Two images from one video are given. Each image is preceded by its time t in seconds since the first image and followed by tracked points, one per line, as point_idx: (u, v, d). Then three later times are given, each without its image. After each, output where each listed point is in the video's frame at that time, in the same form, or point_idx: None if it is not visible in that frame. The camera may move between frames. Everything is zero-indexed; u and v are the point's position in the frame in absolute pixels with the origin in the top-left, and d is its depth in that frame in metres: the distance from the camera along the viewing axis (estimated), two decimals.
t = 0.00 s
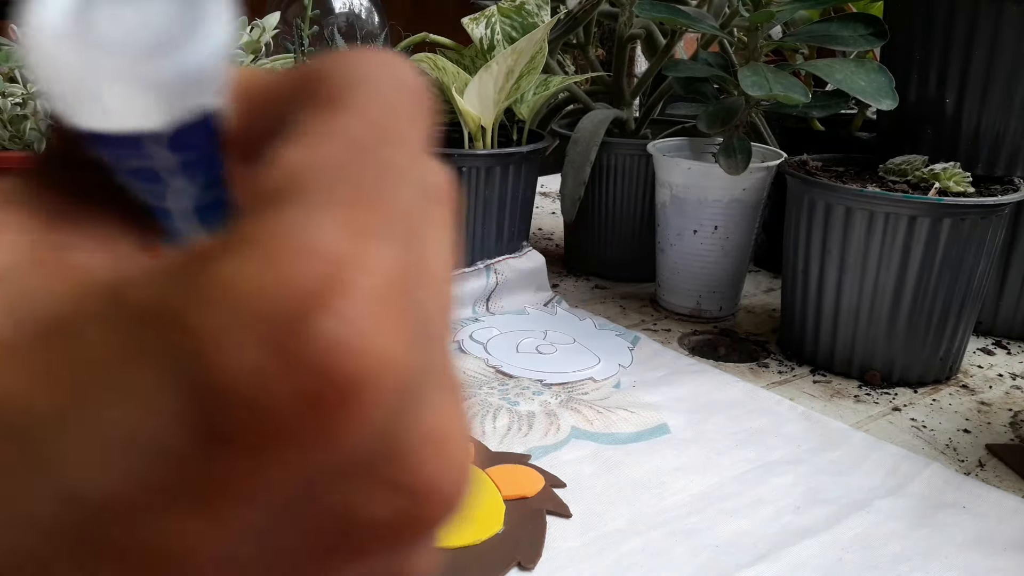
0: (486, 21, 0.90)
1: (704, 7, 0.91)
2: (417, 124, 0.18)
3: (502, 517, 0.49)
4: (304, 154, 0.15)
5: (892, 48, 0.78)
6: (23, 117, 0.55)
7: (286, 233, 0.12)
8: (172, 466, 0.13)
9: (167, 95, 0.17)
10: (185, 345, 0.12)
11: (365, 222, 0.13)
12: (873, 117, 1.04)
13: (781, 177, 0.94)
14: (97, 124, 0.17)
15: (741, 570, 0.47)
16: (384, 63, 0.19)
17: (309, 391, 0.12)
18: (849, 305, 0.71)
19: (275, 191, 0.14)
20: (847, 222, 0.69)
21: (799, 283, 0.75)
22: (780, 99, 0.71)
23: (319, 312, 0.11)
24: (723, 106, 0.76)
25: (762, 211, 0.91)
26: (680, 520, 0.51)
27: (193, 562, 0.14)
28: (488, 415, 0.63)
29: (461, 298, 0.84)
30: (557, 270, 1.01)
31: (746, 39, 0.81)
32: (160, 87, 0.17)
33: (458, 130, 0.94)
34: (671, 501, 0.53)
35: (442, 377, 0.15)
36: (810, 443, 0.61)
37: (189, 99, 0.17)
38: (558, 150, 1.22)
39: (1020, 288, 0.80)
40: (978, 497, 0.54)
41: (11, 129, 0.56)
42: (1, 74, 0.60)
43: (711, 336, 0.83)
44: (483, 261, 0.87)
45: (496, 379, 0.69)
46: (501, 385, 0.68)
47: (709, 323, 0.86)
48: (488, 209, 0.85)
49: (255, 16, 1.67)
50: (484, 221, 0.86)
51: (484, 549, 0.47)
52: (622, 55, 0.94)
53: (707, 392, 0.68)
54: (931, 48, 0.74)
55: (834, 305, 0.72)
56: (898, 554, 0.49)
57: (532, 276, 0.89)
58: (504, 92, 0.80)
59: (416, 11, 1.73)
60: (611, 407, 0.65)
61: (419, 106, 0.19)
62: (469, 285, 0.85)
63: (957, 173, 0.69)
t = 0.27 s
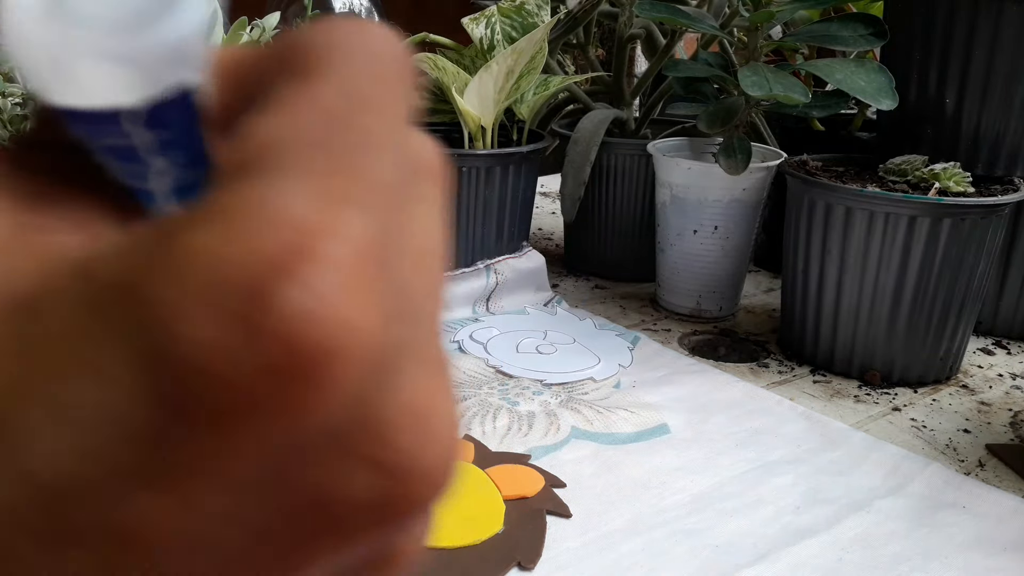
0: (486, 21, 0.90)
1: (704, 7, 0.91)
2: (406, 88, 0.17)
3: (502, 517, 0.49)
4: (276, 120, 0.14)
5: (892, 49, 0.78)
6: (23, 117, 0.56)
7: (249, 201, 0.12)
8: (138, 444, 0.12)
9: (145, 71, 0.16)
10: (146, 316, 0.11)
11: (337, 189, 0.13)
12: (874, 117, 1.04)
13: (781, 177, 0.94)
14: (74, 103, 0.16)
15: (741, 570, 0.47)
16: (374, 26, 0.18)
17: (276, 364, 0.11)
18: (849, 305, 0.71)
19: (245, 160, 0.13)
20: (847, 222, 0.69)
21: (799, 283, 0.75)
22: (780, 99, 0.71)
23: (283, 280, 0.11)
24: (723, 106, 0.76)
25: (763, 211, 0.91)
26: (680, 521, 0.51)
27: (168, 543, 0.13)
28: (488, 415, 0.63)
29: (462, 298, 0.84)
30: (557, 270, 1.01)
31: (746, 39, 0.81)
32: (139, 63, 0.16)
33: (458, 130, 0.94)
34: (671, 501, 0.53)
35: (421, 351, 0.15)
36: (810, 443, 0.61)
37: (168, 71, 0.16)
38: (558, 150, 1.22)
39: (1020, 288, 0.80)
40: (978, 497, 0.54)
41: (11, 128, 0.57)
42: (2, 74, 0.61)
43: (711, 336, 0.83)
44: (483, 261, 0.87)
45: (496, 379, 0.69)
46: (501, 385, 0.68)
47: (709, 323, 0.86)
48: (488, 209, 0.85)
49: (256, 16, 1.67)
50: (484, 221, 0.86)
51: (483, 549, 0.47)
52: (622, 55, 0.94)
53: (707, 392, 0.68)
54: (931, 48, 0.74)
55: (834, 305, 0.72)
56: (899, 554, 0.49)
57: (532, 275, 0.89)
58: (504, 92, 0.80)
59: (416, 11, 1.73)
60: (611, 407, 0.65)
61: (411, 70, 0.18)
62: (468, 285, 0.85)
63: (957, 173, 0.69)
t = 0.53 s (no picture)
0: (486, 21, 0.90)
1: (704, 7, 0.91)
2: (470, 107, 0.17)
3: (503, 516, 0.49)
4: (356, 135, 0.14)
5: (891, 49, 0.78)
6: (23, 117, 0.57)
7: (338, 216, 0.11)
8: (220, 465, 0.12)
9: (218, 86, 0.17)
10: (245, 334, 0.11)
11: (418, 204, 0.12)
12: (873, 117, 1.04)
13: (781, 177, 0.94)
14: (159, 112, 0.17)
15: (741, 570, 0.46)
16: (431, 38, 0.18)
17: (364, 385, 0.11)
18: (849, 305, 0.71)
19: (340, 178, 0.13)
20: (847, 222, 0.69)
21: (799, 283, 0.75)
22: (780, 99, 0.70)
23: (374, 296, 0.11)
24: (723, 106, 0.76)
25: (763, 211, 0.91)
26: (679, 521, 0.51)
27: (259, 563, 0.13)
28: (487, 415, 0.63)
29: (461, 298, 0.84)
30: (557, 270, 1.01)
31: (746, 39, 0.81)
32: (215, 75, 0.17)
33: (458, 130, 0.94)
34: (671, 501, 0.53)
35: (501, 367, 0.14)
36: (810, 443, 0.61)
37: (237, 88, 0.17)
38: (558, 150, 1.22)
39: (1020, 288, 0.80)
40: (978, 497, 0.54)
41: (12, 129, 0.57)
42: (1, 74, 0.61)
43: (711, 336, 0.83)
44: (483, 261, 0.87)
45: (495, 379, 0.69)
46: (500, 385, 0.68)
47: (710, 323, 0.86)
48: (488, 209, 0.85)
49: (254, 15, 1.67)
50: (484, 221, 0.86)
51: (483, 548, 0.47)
52: (622, 55, 0.94)
53: (707, 392, 0.68)
54: (931, 48, 0.74)
55: (834, 305, 0.72)
56: (898, 554, 0.49)
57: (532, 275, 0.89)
58: (504, 92, 0.80)
59: (415, 10, 1.73)
60: (611, 407, 0.65)
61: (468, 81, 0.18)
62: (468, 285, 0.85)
63: (957, 173, 0.69)
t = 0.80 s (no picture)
0: (486, 21, 0.90)
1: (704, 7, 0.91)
2: (431, 84, 0.16)
3: (503, 517, 0.49)
4: (301, 122, 0.13)
5: (891, 48, 0.77)
6: (23, 117, 0.57)
7: (265, 191, 0.11)
8: (145, 455, 0.12)
9: (172, 80, 0.15)
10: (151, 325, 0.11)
11: (360, 181, 0.12)
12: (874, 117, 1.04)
13: (782, 177, 0.94)
14: (103, 119, 0.15)
15: (741, 571, 0.46)
16: (397, 27, 0.17)
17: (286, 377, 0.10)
18: (850, 306, 0.71)
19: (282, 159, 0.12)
20: (847, 222, 0.69)
21: (800, 283, 0.75)
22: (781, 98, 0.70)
23: (293, 278, 0.10)
24: (724, 106, 0.76)
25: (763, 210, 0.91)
26: (680, 521, 0.51)
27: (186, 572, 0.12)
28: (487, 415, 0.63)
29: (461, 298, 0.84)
30: (557, 270, 1.01)
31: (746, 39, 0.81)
32: (171, 70, 0.15)
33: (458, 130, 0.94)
34: (671, 502, 0.53)
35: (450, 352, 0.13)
36: (811, 444, 0.60)
37: (196, 83, 0.16)
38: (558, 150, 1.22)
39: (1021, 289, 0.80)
40: (979, 497, 0.54)
41: (11, 129, 0.57)
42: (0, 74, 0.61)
43: (711, 336, 0.83)
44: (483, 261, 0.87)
45: (495, 379, 0.69)
46: (501, 385, 0.68)
47: (710, 324, 0.85)
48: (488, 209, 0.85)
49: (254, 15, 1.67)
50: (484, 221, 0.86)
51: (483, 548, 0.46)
52: (623, 55, 0.94)
53: (708, 392, 0.68)
54: (932, 48, 0.74)
55: (835, 305, 0.71)
56: (899, 554, 0.48)
57: (532, 275, 0.89)
58: (504, 92, 0.80)
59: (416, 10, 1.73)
60: (611, 408, 0.65)
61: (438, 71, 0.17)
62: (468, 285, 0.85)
63: (958, 173, 0.68)
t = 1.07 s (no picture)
0: (486, 20, 0.90)
1: (704, 6, 0.91)
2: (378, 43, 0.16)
3: (503, 517, 0.49)
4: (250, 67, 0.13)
5: (891, 48, 0.77)
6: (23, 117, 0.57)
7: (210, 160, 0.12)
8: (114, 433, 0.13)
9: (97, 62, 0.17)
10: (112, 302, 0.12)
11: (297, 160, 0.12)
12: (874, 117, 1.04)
13: (782, 176, 0.94)
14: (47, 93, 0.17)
15: (742, 571, 0.46)
16: (412, 81, 0.18)
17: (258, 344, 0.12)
18: (850, 306, 0.71)
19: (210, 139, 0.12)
20: (847, 222, 0.69)
21: (800, 283, 0.74)
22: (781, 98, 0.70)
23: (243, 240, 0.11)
24: (724, 106, 0.76)
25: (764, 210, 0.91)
26: (681, 521, 0.51)
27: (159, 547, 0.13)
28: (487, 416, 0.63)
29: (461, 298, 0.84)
30: (557, 270, 1.01)
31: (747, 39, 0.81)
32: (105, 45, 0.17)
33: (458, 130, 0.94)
34: (672, 502, 0.53)
35: (420, 312, 0.14)
36: (811, 444, 0.60)
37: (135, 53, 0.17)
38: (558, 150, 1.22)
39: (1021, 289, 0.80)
40: (980, 497, 0.54)
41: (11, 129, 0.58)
42: None
43: (711, 336, 0.83)
44: (483, 261, 0.87)
45: (495, 380, 0.69)
46: (501, 386, 0.68)
47: (710, 324, 0.85)
48: (488, 209, 0.85)
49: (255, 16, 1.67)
50: (484, 221, 0.86)
51: (483, 548, 0.47)
52: (623, 54, 0.94)
53: (707, 392, 0.68)
54: (932, 48, 0.74)
55: (835, 305, 0.71)
56: (900, 554, 0.48)
57: (532, 275, 0.89)
58: (504, 92, 0.80)
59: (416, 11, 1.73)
60: (611, 408, 0.65)
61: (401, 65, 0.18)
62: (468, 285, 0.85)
63: (958, 173, 0.68)
